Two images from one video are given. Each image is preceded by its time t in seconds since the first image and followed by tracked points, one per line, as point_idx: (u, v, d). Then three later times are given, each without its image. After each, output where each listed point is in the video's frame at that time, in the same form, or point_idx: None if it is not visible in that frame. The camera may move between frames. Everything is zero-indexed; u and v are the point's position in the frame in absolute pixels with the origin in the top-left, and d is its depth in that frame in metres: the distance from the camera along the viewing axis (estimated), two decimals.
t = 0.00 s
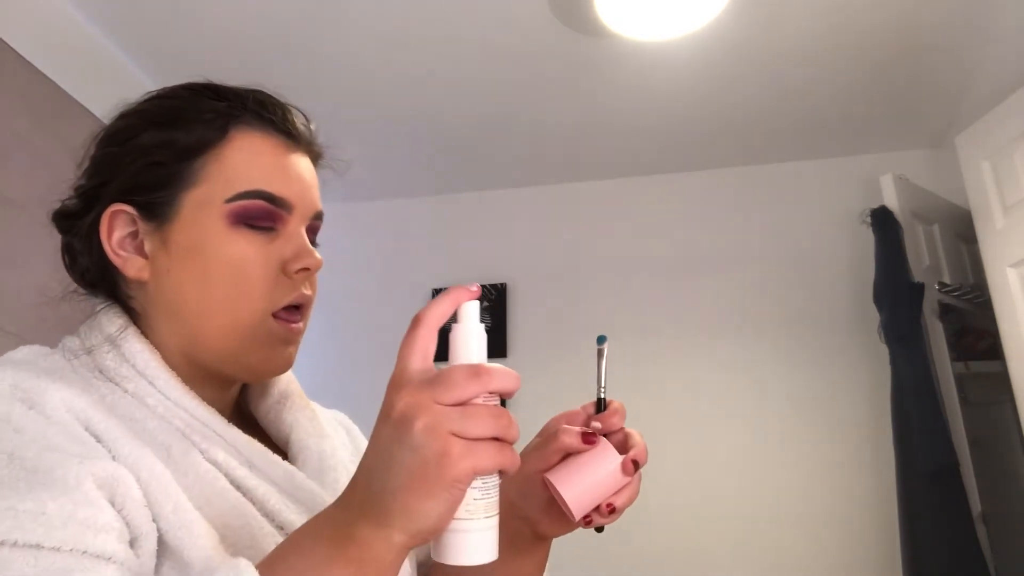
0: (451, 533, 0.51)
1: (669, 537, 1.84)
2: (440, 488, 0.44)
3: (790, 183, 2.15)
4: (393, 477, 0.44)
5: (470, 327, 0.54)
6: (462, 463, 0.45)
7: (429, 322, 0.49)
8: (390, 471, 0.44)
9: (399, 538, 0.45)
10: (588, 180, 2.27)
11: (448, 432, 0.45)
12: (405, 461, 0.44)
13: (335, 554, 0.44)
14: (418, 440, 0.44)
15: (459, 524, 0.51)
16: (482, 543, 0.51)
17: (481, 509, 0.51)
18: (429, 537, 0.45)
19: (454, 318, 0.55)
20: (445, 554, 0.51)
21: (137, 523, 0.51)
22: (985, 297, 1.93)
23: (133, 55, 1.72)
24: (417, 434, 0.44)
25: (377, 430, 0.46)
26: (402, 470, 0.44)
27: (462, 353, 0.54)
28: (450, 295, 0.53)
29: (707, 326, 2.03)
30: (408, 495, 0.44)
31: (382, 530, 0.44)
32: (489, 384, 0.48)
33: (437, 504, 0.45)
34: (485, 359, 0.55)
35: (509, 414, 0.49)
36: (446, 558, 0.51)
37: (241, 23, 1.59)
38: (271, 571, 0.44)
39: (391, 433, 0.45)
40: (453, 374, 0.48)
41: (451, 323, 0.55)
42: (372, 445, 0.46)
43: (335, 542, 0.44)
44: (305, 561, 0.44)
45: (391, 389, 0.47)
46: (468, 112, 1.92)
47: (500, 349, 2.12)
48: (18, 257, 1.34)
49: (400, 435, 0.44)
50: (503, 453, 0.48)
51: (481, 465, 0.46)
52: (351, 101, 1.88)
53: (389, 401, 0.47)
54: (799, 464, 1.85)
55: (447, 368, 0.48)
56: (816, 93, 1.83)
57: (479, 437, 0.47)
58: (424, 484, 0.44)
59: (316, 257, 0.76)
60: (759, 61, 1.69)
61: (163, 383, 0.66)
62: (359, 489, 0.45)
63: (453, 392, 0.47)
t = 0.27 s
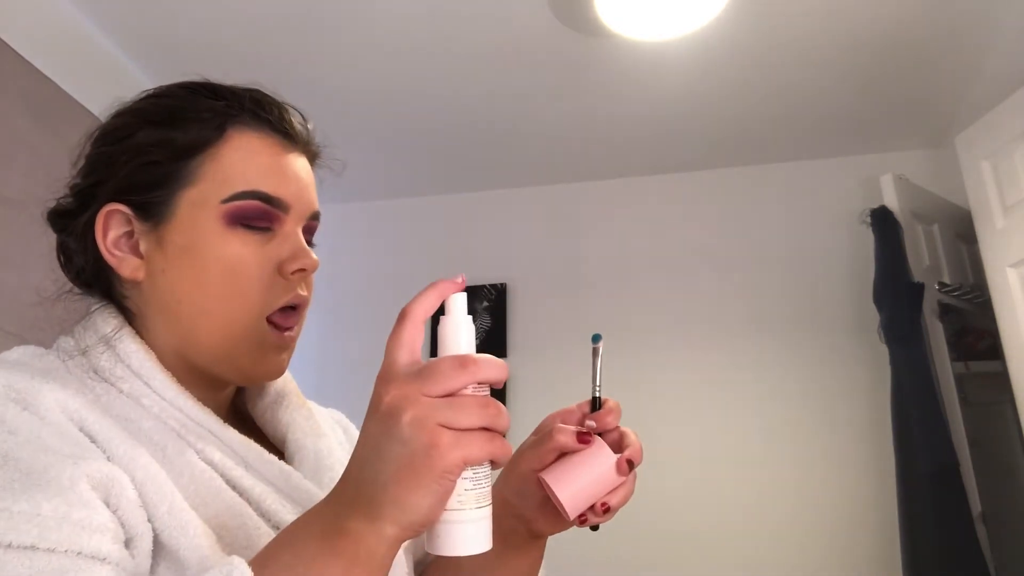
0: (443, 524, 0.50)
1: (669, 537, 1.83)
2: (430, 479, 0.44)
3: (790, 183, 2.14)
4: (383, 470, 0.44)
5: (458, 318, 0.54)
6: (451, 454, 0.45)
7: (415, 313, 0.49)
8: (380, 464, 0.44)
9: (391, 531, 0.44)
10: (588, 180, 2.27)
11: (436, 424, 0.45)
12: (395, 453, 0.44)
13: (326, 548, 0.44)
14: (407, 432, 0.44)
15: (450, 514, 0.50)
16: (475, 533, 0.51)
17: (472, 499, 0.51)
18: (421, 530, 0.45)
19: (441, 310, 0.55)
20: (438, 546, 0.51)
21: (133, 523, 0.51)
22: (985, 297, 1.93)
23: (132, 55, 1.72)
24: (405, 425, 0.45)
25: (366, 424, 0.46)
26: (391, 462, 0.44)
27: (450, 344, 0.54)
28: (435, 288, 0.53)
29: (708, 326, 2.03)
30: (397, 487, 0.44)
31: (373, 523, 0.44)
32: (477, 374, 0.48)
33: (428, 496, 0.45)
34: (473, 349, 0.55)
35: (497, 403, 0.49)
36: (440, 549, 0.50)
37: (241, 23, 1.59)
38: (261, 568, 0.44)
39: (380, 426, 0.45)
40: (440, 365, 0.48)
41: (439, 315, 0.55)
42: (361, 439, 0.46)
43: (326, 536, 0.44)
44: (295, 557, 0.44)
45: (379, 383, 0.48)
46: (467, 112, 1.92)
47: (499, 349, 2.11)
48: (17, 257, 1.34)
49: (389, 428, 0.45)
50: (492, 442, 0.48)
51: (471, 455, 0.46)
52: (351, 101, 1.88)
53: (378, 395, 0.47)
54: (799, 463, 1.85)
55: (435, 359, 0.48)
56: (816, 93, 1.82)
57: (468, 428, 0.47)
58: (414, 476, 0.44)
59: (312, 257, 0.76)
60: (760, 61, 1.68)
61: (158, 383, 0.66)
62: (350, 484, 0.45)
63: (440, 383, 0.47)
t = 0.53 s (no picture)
0: (444, 522, 0.50)
1: (669, 537, 1.83)
2: (429, 478, 0.44)
3: (790, 183, 2.14)
4: (382, 470, 0.44)
5: (450, 315, 0.54)
6: (449, 452, 0.45)
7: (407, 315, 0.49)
8: (379, 464, 0.44)
9: (391, 531, 0.44)
10: (588, 180, 2.27)
11: (433, 422, 0.45)
12: (393, 452, 0.44)
13: (326, 549, 0.44)
14: (404, 432, 0.44)
15: (451, 513, 0.50)
16: (477, 530, 0.51)
17: (472, 496, 0.51)
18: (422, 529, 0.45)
19: (433, 310, 0.55)
20: (439, 545, 0.51)
21: (133, 523, 0.51)
22: (985, 297, 1.93)
23: (133, 55, 1.72)
24: (402, 424, 0.44)
25: (363, 425, 0.46)
26: (390, 461, 0.44)
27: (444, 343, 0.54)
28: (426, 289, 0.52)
29: (708, 326, 2.03)
30: (397, 487, 0.44)
31: (373, 524, 0.44)
32: (472, 371, 0.48)
33: (428, 495, 0.45)
34: (468, 348, 0.55)
35: (493, 399, 0.49)
36: (441, 549, 0.50)
37: (241, 23, 1.58)
38: (261, 568, 0.44)
39: (377, 426, 0.45)
40: (434, 365, 0.47)
41: (430, 315, 0.55)
42: (359, 440, 0.46)
43: (326, 537, 0.44)
44: (295, 558, 0.44)
45: (374, 383, 0.48)
46: (467, 112, 1.92)
47: (499, 349, 2.11)
48: (17, 257, 1.34)
49: (386, 428, 0.45)
50: (489, 439, 0.48)
51: (470, 452, 0.46)
52: (351, 101, 1.88)
53: (374, 395, 0.47)
54: (799, 463, 1.85)
55: (428, 359, 0.48)
56: (817, 93, 1.82)
57: (465, 425, 0.47)
58: (413, 475, 0.44)
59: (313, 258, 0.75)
60: (760, 60, 1.68)
61: (158, 383, 0.65)
62: (350, 484, 0.45)
63: (435, 381, 0.46)
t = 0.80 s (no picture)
0: (444, 517, 0.51)
1: (670, 537, 1.83)
2: (429, 474, 0.45)
3: (790, 183, 2.14)
4: (382, 468, 0.44)
5: (449, 310, 0.54)
6: (449, 447, 0.45)
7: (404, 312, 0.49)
8: (379, 462, 0.45)
9: (393, 529, 0.45)
10: (588, 180, 2.27)
11: (432, 418, 0.45)
12: (393, 450, 0.44)
13: (327, 548, 0.44)
14: (403, 429, 0.44)
15: (451, 508, 0.51)
16: (478, 524, 0.51)
17: (472, 491, 0.51)
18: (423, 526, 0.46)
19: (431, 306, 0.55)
20: (441, 541, 0.51)
21: (135, 524, 0.51)
22: (985, 297, 1.93)
23: (133, 55, 1.72)
24: (401, 421, 0.45)
25: (362, 423, 0.46)
26: (390, 459, 0.44)
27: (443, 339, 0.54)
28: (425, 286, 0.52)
29: (708, 326, 2.03)
30: (398, 485, 0.44)
31: (374, 522, 0.44)
32: (470, 367, 0.48)
33: (429, 491, 0.45)
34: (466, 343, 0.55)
35: (491, 393, 0.49)
36: (443, 543, 0.51)
37: (241, 23, 1.59)
38: (261, 568, 0.44)
39: (376, 424, 0.45)
40: (431, 361, 0.47)
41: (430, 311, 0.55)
42: (359, 439, 0.46)
43: (327, 536, 0.44)
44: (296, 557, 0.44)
45: (372, 381, 0.48)
46: (468, 112, 1.92)
47: (499, 349, 2.11)
48: (17, 257, 1.34)
49: (385, 426, 0.45)
50: (489, 434, 0.48)
51: (470, 447, 0.46)
52: (351, 101, 1.88)
53: (373, 392, 0.47)
54: (799, 463, 1.85)
55: (425, 355, 0.48)
56: (816, 93, 1.82)
57: (465, 420, 0.47)
58: (413, 472, 0.44)
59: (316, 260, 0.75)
60: (761, 60, 1.68)
61: (159, 383, 0.66)
62: (349, 483, 0.45)
63: (432, 377, 0.46)
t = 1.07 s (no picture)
0: (455, 529, 0.50)
1: (669, 537, 1.84)
2: (436, 480, 0.45)
3: (789, 183, 2.15)
4: (387, 475, 0.44)
5: (454, 320, 0.54)
6: (455, 453, 0.45)
7: (408, 322, 0.49)
8: (385, 468, 0.45)
9: (401, 536, 0.45)
10: (587, 180, 2.27)
11: (436, 425, 0.45)
12: (398, 456, 0.44)
13: (334, 556, 0.44)
14: (408, 436, 0.44)
15: (461, 520, 0.50)
16: (489, 535, 0.51)
17: (481, 502, 0.51)
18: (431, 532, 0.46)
19: (438, 316, 0.55)
20: (453, 553, 0.51)
21: (136, 525, 0.52)
22: (985, 298, 1.93)
23: (132, 55, 1.72)
24: (404, 429, 0.45)
25: (366, 432, 0.46)
26: (395, 465, 0.44)
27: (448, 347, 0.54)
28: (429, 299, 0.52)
29: (708, 326, 2.03)
30: (404, 491, 0.44)
31: (382, 529, 0.44)
32: (474, 376, 0.48)
33: (436, 497, 0.45)
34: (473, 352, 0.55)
35: (498, 400, 0.49)
36: (455, 555, 0.51)
37: (241, 23, 1.59)
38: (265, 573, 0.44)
39: (380, 432, 0.45)
40: (436, 369, 0.47)
41: (436, 320, 0.55)
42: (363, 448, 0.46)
43: (334, 544, 0.44)
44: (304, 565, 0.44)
45: (376, 390, 0.48)
46: (468, 112, 1.92)
47: (500, 349, 2.11)
48: (17, 258, 1.34)
49: (389, 433, 0.45)
50: (496, 440, 0.48)
51: (476, 454, 0.46)
52: (350, 101, 1.88)
53: (377, 400, 0.47)
54: (799, 463, 1.85)
55: (430, 364, 0.48)
56: (816, 92, 1.82)
57: (470, 426, 0.47)
58: (419, 478, 0.44)
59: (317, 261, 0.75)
60: (760, 60, 1.68)
61: (160, 384, 0.66)
62: (356, 491, 0.46)
63: (437, 387, 0.46)
